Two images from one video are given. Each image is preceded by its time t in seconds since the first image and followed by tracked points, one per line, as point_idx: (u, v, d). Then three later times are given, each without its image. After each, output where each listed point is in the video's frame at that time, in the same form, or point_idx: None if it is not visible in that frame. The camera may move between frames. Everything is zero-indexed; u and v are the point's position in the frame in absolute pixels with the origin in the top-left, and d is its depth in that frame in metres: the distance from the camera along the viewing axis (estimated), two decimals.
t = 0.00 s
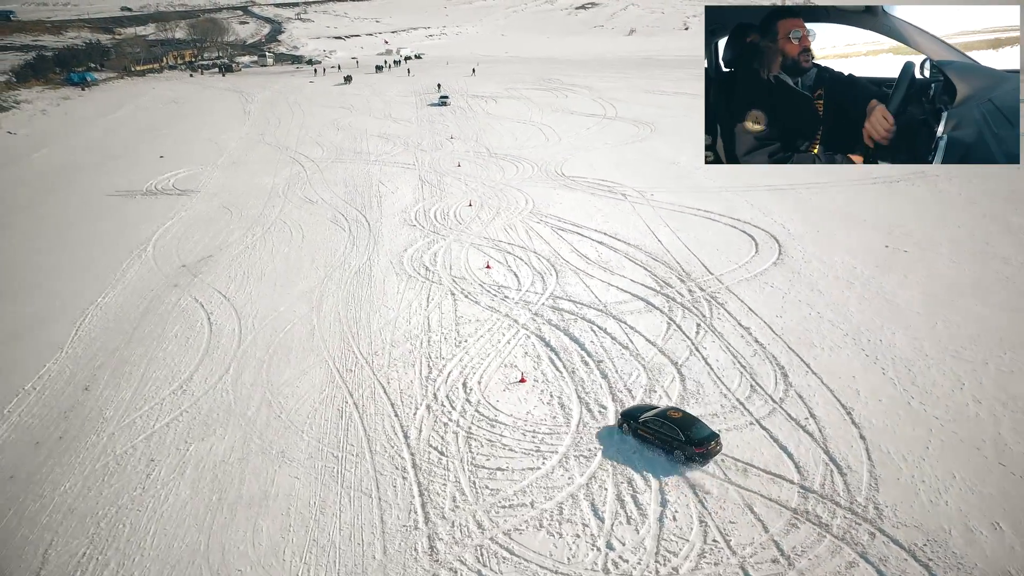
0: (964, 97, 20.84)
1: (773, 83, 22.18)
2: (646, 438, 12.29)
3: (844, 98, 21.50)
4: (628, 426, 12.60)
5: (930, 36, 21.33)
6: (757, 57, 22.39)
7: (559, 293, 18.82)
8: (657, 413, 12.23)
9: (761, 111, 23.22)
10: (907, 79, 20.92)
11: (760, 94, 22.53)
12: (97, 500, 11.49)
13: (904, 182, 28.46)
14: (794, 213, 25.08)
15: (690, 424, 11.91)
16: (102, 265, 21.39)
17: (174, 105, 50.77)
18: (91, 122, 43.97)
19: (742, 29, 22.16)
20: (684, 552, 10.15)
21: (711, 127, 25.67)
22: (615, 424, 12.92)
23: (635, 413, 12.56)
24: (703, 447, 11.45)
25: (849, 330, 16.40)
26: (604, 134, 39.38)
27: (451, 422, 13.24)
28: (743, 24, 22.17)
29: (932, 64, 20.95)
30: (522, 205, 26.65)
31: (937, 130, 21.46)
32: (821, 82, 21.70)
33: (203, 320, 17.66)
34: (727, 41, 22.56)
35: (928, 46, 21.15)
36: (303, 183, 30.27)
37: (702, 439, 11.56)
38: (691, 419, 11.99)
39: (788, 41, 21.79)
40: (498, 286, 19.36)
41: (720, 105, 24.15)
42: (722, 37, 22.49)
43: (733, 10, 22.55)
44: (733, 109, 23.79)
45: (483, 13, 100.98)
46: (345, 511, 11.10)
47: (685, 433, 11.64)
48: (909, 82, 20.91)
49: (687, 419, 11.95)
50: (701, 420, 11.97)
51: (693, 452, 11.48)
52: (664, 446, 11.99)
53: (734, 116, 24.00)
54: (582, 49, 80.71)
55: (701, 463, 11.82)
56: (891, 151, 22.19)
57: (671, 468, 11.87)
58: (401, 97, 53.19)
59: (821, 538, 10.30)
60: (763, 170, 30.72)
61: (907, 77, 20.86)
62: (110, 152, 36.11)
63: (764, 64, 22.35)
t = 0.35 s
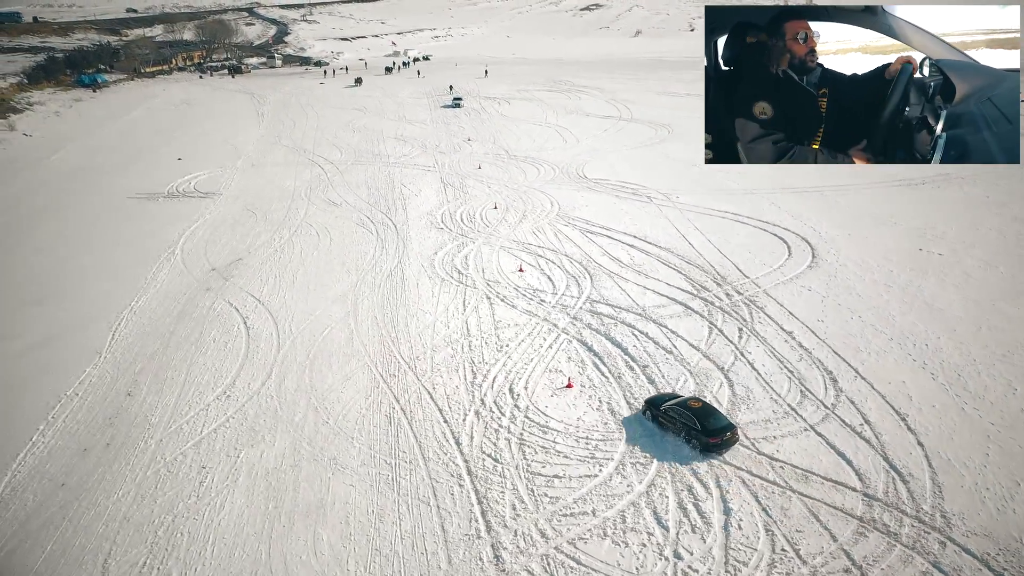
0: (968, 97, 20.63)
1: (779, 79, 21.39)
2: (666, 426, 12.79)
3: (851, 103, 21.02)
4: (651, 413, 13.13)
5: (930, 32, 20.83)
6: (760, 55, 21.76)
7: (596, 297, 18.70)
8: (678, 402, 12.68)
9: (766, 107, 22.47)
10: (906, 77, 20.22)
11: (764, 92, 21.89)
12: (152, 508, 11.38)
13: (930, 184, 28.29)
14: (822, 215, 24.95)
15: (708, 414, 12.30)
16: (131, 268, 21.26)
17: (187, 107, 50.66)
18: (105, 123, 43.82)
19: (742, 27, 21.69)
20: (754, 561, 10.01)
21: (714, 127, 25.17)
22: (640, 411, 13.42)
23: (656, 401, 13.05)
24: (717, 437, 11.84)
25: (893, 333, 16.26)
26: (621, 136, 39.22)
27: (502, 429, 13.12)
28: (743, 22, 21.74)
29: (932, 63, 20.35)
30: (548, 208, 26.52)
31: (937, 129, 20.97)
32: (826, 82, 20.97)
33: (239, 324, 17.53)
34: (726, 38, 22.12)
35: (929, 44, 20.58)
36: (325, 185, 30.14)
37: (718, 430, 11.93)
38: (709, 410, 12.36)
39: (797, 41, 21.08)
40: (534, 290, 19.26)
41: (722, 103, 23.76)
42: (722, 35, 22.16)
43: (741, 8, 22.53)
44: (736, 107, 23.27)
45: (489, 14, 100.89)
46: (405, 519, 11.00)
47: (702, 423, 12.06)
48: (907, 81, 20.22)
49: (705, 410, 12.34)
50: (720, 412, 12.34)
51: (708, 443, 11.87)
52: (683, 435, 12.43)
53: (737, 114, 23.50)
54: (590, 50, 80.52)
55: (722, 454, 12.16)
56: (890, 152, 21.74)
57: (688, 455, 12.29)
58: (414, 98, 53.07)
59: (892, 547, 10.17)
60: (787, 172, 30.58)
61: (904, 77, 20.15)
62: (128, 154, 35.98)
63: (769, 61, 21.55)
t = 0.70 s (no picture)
0: (963, 104, 20.97)
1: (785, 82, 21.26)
2: (674, 413, 13.18)
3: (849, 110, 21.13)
4: (660, 401, 13.53)
5: (925, 41, 21.24)
6: (759, 61, 21.96)
7: (619, 300, 18.59)
8: (685, 390, 13.07)
9: (769, 105, 21.92)
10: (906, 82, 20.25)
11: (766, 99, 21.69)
12: (187, 515, 11.29)
13: (946, 185, 28.17)
14: (840, 217, 24.85)
15: (712, 402, 12.62)
16: (148, 271, 21.14)
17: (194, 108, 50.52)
18: (113, 124, 43.66)
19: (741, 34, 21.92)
20: (801, 569, 9.90)
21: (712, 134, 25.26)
22: (651, 398, 13.88)
23: (664, 389, 13.48)
24: (719, 424, 12.16)
25: (921, 337, 16.16)
26: (631, 137, 39.12)
27: (535, 434, 13.01)
28: (741, 29, 21.95)
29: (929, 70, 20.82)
30: (564, 210, 26.41)
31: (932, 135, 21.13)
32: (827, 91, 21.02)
33: (262, 328, 17.41)
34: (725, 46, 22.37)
35: (926, 53, 21.14)
36: (338, 187, 29.98)
37: (719, 417, 12.25)
38: (713, 398, 12.68)
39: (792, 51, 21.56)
40: (556, 293, 19.14)
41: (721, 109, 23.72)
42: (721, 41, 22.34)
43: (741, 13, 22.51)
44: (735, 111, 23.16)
45: (491, 15, 100.76)
46: (444, 528, 10.89)
47: (705, 410, 12.41)
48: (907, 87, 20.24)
49: (709, 398, 12.68)
50: (724, 400, 12.62)
51: (709, 429, 12.21)
52: (687, 421, 12.83)
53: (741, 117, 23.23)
54: (593, 51, 80.32)
55: (725, 440, 12.46)
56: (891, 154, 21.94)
57: (691, 441, 12.70)
58: (420, 99, 52.88)
59: (939, 555, 10.07)
60: (801, 174, 30.51)
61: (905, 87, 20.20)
62: (137, 155, 35.82)
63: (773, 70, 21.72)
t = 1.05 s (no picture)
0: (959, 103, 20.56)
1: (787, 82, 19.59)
2: (663, 400, 13.72)
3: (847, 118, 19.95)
4: (651, 388, 14.06)
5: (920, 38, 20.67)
6: (769, 56, 20.07)
7: (631, 305, 18.41)
8: (675, 377, 13.60)
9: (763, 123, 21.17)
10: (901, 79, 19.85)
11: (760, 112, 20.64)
12: (202, 529, 11.03)
13: (951, 186, 28.11)
14: (848, 220, 24.78)
15: (701, 391, 13.15)
16: (152, 276, 20.84)
17: (191, 110, 50.07)
18: (110, 126, 43.21)
19: (736, 36, 20.72)
20: None
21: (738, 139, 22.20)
22: (643, 385, 14.41)
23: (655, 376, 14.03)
24: (705, 411, 12.70)
25: (937, 342, 16.03)
26: (633, 138, 38.89)
27: (553, 443, 12.80)
28: (738, 27, 20.62)
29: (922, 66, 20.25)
30: (570, 212, 26.21)
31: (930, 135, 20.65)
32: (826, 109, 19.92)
33: (270, 335, 17.15)
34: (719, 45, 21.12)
35: (920, 49, 20.47)
36: (340, 190, 29.67)
37: (707, 405, 12.79)
38: (701, 387, 13.20)
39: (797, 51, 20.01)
40: (566, 297, 18.95)
41: (725, 111, 21.81)
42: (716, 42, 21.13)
43: (740, 13, 21.37)
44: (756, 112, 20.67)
45: (487, 16, 100.48)
46: (465, 541, 10.67)
47: (692, 399, 12.95)
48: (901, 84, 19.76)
49: (696, 386, 13.22)
50: (713, 389, 13.15)
51: (696, 416, 12.76)
52: (676, 407, 13.37)
53: (747, 127, 21.16)
54: (589, 52, 80.10)
55: (712, 427, 12.99)
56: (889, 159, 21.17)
57: (678, 426, 13.28)
58: (419, 100, 52.52)
59: (970, 567, 9.93)
60: (805, 176, 30.42)
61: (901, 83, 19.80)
62: (136, 158, 35.44)
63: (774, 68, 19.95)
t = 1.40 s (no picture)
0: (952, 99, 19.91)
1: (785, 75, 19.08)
2: (649, 392, 14.05)
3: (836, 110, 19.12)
4: (637, 381, 14.38)
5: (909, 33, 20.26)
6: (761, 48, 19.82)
7: (639, 312, 18.06)
8: (661, 370, 13.94)
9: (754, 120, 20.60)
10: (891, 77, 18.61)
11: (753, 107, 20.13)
12: (205, 552, 10.61)
13: (955, 189, 27.93)
14: (853, 223, 24.53)
15: (685, 383, 13.55)
16: (148, 284, 20.36)
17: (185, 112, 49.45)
18: (102, 129, 42.53)
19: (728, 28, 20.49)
20: None
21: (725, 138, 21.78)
22: (630, 379, 14.69)
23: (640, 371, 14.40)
24: (690, 402, 13.05)
25: (952, 350, 15.78)
26: (633, 140, 38.48)
27: (565, 457, 12.44)
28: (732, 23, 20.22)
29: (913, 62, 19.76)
30: (572, 216, 25.85)
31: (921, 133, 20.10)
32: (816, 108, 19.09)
33: (271, 345, 16.71)
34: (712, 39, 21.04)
35: (910, 45, 20.02)
36: (338, 193, 29.20)
37: (691, 396, 13.16)
38: (686, 379, 13.63)
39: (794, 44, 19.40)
40: (573, 304, 18.60)
41: (722, 107, 21.45)
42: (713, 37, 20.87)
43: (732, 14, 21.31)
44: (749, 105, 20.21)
45: (481, 17, 99.99)
46: (480, 563, 10.31)
47: (677, 390, 13.29)
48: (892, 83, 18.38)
49: (681, 378, 13.65)
50: (695, 382, 13.60)
51: (681, 406, 13.12)
52: (660, 399, 13.70)
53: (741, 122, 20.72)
54: (584, 53, 79.82)
55: (696, 418, 13.35)
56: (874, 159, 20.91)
57: (661, 417, 13.62)
58: (415, 101, 52.06)
59: None
60: (808, 179, 30.18)
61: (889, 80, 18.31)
62: (129, 162, 34.85)
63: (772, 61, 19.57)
